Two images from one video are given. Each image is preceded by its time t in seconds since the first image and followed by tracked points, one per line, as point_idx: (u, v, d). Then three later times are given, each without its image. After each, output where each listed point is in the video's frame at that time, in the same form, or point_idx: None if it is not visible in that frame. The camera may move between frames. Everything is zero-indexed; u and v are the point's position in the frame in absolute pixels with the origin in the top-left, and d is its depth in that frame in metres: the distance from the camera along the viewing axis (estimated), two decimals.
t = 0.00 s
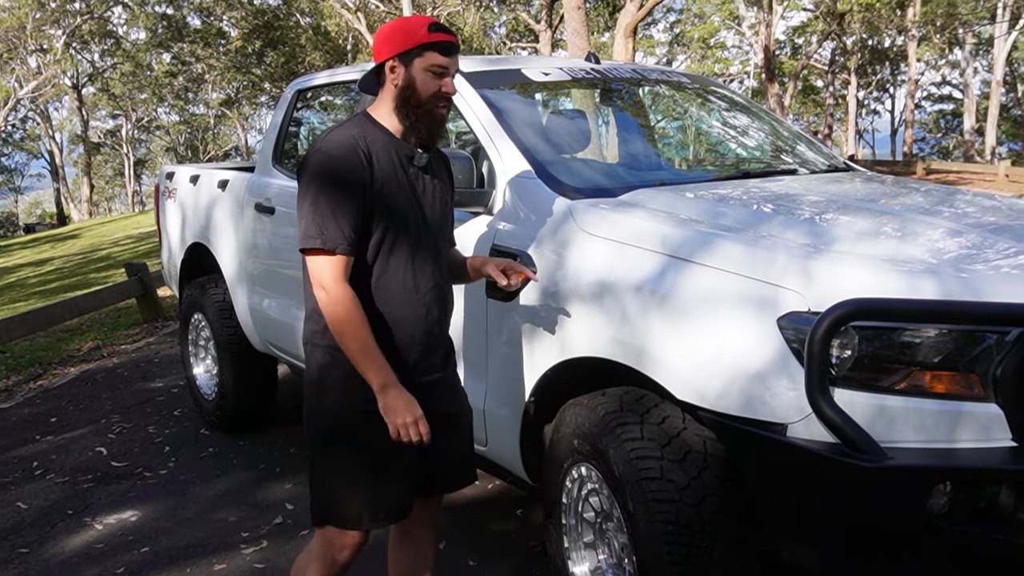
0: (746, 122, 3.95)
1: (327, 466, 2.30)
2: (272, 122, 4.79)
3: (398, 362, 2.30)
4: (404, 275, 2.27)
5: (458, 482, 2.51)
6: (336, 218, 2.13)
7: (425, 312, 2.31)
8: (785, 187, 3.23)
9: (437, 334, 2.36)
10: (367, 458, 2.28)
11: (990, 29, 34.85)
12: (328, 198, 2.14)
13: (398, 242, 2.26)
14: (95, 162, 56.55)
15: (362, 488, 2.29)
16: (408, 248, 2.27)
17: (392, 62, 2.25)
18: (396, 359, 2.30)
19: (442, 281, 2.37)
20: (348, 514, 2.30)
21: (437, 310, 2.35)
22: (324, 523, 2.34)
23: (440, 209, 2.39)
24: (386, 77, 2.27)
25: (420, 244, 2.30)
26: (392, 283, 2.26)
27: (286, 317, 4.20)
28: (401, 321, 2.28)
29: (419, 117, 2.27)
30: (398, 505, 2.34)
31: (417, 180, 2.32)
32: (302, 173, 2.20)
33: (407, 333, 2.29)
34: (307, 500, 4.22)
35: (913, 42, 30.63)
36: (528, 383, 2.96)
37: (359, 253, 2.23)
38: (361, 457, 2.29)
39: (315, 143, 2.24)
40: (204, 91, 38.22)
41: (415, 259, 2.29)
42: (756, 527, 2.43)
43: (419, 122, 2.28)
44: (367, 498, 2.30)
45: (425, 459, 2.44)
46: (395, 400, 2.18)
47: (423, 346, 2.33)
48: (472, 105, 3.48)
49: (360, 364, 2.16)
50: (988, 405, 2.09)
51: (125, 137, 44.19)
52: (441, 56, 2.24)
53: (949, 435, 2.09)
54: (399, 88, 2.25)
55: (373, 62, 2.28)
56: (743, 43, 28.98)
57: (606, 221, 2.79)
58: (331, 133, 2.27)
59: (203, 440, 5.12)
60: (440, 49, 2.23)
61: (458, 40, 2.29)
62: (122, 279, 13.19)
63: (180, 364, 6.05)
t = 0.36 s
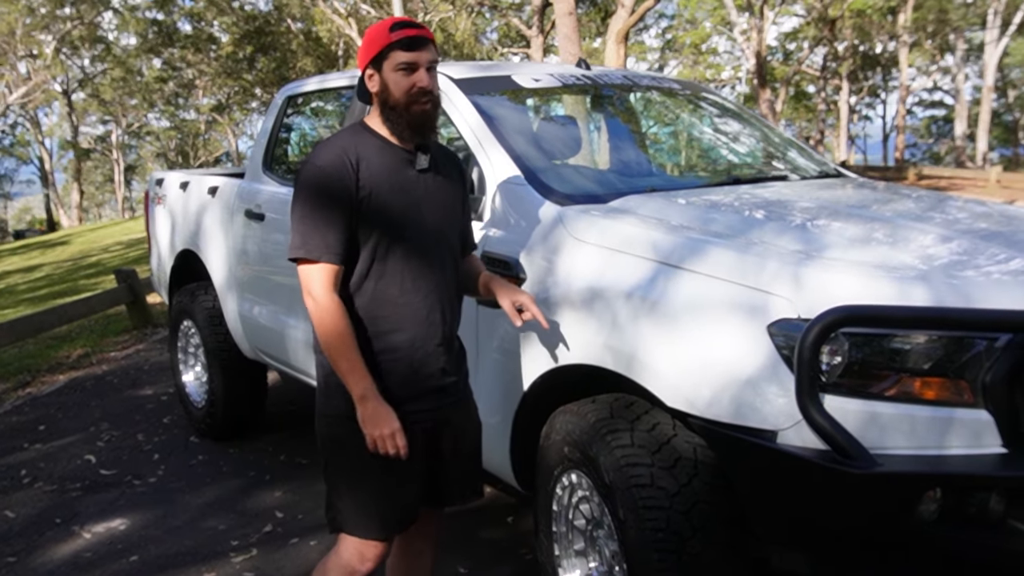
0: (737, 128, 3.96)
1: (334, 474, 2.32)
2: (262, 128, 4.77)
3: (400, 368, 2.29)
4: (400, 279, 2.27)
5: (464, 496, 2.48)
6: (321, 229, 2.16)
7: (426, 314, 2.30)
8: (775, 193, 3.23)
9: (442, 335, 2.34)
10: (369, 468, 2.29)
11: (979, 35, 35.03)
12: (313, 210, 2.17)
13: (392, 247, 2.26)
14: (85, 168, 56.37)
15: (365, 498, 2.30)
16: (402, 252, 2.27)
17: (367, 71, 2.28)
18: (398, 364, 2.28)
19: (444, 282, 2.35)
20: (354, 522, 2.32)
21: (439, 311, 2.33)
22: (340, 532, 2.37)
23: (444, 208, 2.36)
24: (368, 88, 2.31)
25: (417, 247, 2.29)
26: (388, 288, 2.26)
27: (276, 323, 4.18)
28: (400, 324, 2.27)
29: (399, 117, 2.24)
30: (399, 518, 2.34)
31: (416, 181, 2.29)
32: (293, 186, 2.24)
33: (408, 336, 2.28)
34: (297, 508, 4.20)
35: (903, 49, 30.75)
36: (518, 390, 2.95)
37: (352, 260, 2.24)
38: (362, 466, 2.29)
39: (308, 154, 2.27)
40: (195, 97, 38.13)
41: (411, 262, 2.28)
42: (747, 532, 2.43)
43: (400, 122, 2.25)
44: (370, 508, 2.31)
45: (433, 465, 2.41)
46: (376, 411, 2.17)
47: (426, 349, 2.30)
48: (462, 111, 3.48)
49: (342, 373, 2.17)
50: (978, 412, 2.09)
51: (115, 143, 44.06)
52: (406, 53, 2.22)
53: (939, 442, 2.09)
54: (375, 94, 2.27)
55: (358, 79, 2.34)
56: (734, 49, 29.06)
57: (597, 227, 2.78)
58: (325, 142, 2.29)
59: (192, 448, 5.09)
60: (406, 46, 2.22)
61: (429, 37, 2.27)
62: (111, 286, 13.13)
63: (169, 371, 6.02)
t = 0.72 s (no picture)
0: (727, 134, 3.98)
1: (327, 480, 2.31)
2: (254, 134, 4.77)
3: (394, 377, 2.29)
4: (394, 287, 2.28)
5: (456, 504, 2.48)
6: (314, 238, 2.17)
7: (420, 322, 2.30)
8: (766, 199, 3.24)
9: (436, 342, 2.34)
10: (363, 475, 2.29)
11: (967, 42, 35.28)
12: (307, 219, 2.18)
13: (387, 255, 2.26)
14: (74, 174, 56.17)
15: (357, 505, 2.30)
16: (397, 260, 2.27)
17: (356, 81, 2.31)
18: (393, 372, 2.29)
19: (440, 289, 2.35)
20: (344, 529, 2.32)
21: (433, 319, 2.33)
22: (330, 537, 2.36)
23: (442, 215, 2.36)
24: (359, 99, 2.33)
25: (411, 255, 2.29)
26: (381, 296, 2.27)
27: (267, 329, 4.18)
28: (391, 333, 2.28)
29: (387, 122, 2.25)
30: (390, 526, 2.34)
31: (412, 189, 2.29)
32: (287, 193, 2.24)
33: (402, 343, 2.28)
34: (288, 514, 4.19)
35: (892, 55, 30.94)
36: (511, 396, 2.95)
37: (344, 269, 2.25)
38: (353, 470, 2.28)
39: (304, 162, 2.27)
40: (186, 102, 38.05)
41: (405, 271, 2.29)
42: (739, 537, 2.44)
43: (388, 127, 2.26)
44: (362, 516, 2.31)
45: (426, 471, 2.41)
46: (305, 431, 2.21)
47: (420, 357, 2.31)
48: (453, 117, 3.48)
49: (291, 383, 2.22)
50: (969, 417, 2.10)
51: (105, 148, 43.91)
52: (389, 59, 2.24)
53: (930, 447, 2.11)
54: (364, 103, 2.30)
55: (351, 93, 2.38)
56: (723, 56, 29.19)
57: (591, 234, 2.79)
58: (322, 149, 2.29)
59: (183, 454, 5.07)
60: (388, 51, 2.25)
61: (411, 40, 2.28)
62: (101, 291, 13.09)
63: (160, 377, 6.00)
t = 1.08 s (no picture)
0: (723, 140, 4.00)
1: (331, 484, 2.32)
2: (252, 138, 4.78)
3: (396, 382, 2.30)
4: (395, 291, 2.29)
5: (457, 507, 2.50)
6: (316, 244, 2.17)
7: (421, 325, 2.31)
8: (762, 204, 3.26)
9: (438, 346, 2.35)
10: (368, 479, 2.29)
11: (963, 50, 35.41)
12: (309, 225, 2.18)
13: (388, 259, 2.27)
14: (71, 178, 56.16)
15: (358, 508, 2.31)
16: (398, 265, 2.28)
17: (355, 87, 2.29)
18: (395, 375, 2.29)
19: (440, 295, 2.37)
20: (346, 532, 2.33)
21: (435, 323, 2.34)
22: (334, 542, 2.37)
23: (440, 220, 2.38)
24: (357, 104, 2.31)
25: (413, 260, 2.30)
26: (384, 301, 2.28)
27: (266, 333, 4.18)
28: (395, 337, 2.29)
29: (386, 133, 2.26)
30: (390, 529, 2.35)
31: (411, 194, 2.31)
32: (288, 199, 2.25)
33: (404, 347, 2.29)
34: (285, 518, 4.19)
35: (887, 63, 31.05)
36: (509, 401, 2.96)
37: (346, 274, 2.26)
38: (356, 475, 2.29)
39: (304, 168, 2.28)
40: (183, 107, 38.05)
41: (407, 275, 2.29)
42: (736, 541, 2.45)
43: (387, 137, 2.26)
44: (363, 519, 2.31)
45: (426, 472, 2.42)
46: (337, 434, 2.23)
47: (422, 361, 2.32)
48: (452, 122, 3.49)
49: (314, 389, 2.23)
50: (965, 421, 2.12)
51: (102, 152, 43.88)
52: (391, 70, 2.22)
53: (927, 451, 2.12)
54: (363, 110, 2.29)
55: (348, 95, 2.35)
56: (720, 62, 29.28)
57: (589, 238, 2.80)
58: (321, 156, 2.30)
59: (180, 458, 5.07)
60: (390, 62, 2.23)
61: (413, 51, 2.26)
62: (98, 296, 13.08)
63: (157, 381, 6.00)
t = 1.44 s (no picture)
0: (720, 142, 4.00)
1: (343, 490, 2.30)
2: (248, 140, 4.77)
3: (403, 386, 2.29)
4: (406, 295, 2.28)
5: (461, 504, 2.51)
6: (336, 246, 2.13)
7: (427, 329, 2.32)
8: (759, 207, 3.26)
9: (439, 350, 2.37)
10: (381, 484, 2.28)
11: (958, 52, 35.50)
12: (326, 226, 2.14)
13: (397, 264, 2.27)
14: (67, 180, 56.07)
15: (371, 513, 2.30)
16: (407, 269, 2.28)
17: (376, 86, 2.23)
18: (404, 379, 2.29)
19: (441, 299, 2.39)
20: (361, 538, 2.31)
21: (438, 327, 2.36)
22: (347, 550, 2.35)
23: (437, 225, 2.40)
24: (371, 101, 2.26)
25: (420, 264, 2.31)
26: (394, 304, 2.27)
27: (262, 335, 4.16)
28: (405, 341, 2.28)
29: (404, 140, 2.26)
30: (402, 531, 2.34)
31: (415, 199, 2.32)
32: (299, 198, 2.19)
33: (411, 351, 2.29)
34: (281, 521, 4.18)
35: (882, 66, 31.12)
36: (505, 403, 2.95)
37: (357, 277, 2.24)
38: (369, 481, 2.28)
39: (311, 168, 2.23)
40: (179, 109, 37.99)
41: (415, 280, 2.30)
42: (732, 543, 2.44)
43: (404, 144, 2.26)
44: (374, 523, 2.30)
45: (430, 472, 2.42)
46: (361, 438, 2.18)
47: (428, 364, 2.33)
48: (449, 124, 3.49)
49: (334, 395, 2.18)
50: (961, 423, 2.12)
51: (98, 155, 43.81)
52: (425, 80, 2.21)
53: (923, 453, 2.12)
54: (381, 112, 2.25)
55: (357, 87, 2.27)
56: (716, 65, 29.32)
57: (585, 240, 2.80)
58: (326, 156, 2.25)
59: (175, 461, 5.06)
60: (423, 71, 2.21)
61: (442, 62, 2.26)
62: (94, 298, 13.05)
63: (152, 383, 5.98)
